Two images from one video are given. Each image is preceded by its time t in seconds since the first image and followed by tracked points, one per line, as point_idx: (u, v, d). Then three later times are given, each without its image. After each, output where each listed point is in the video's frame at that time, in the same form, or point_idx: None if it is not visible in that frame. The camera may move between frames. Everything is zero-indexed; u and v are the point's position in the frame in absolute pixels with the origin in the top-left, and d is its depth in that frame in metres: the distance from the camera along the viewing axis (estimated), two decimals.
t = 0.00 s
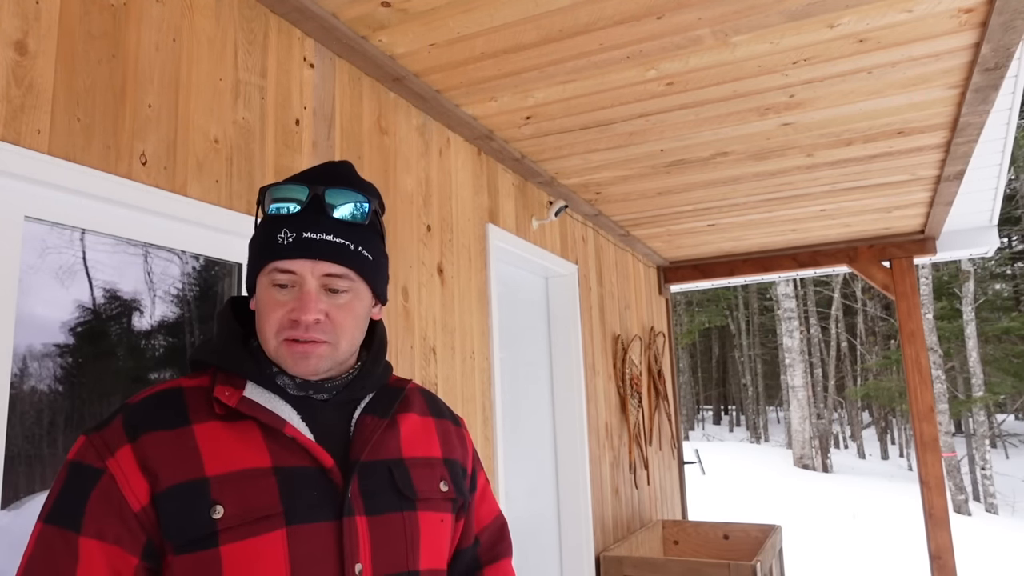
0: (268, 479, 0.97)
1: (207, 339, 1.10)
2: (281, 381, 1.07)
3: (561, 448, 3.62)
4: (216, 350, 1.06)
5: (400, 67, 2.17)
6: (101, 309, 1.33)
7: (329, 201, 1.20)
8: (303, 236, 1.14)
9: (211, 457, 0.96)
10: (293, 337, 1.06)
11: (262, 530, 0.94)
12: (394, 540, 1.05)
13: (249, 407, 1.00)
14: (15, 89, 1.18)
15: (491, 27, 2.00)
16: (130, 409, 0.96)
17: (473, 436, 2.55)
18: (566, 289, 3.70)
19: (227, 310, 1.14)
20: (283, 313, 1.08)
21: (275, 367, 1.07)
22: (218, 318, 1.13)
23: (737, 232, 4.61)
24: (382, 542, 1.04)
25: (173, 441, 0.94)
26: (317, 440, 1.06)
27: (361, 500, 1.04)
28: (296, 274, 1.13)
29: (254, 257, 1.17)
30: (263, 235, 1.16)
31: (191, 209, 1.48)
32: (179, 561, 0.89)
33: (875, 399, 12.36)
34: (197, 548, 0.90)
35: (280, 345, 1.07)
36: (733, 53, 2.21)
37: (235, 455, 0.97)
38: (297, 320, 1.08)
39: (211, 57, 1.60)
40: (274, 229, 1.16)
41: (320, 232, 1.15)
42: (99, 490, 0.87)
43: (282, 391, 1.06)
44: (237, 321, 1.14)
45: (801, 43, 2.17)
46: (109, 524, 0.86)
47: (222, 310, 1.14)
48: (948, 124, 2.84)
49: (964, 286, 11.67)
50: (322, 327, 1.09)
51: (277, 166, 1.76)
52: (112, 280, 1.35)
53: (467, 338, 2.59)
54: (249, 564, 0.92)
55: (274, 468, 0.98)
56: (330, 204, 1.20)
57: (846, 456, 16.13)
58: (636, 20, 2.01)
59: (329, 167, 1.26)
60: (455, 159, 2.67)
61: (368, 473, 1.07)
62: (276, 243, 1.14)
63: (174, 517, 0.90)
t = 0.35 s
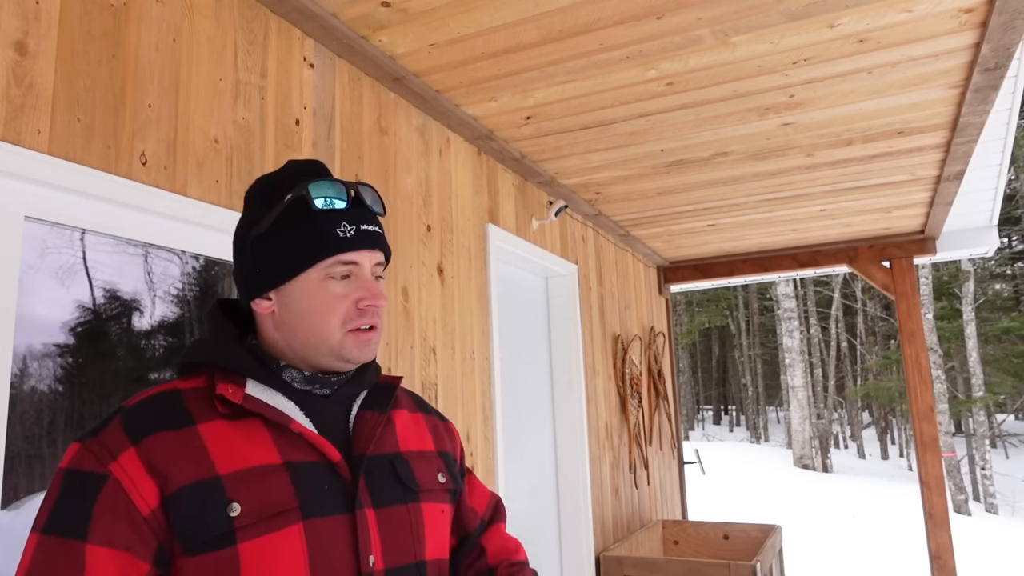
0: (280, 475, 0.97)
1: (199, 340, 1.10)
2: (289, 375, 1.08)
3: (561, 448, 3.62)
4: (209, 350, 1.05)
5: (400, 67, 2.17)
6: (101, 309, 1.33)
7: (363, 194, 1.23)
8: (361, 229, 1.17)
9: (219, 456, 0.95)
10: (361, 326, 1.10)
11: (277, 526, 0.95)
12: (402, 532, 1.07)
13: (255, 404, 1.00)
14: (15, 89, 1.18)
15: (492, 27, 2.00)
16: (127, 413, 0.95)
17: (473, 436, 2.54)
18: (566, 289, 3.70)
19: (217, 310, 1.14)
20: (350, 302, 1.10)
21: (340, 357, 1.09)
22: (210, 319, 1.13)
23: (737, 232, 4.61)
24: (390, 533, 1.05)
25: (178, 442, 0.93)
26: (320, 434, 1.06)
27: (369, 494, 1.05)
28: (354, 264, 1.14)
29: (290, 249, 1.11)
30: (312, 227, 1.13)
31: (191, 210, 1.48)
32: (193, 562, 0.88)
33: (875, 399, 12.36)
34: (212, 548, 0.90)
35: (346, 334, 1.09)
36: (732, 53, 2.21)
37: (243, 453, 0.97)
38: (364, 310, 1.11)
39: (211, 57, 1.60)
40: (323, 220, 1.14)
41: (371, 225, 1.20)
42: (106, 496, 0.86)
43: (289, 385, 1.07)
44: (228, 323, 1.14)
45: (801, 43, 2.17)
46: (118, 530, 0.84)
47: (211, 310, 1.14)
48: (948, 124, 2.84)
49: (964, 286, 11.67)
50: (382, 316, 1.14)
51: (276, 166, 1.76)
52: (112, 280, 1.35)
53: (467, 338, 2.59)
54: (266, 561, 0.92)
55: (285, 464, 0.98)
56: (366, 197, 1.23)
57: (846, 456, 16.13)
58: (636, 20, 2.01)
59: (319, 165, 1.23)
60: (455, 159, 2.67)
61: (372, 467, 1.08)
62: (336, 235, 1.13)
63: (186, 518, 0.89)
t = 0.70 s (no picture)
0: (287, 476, 0.98)
1: (185, 338, 1.08)
2: (286, 374, 1.07)
3: (561, 448, 3.62)
4: (201, 349, 1.03)
5: (400, 67, 2.17)
6: (101, 309, 1.33)
7: (331, 181, 1.25)
8: (315, 211, 1.19)
9: (222, 459, 0.94)
10: (310, 311, 1.09)
11: (287, 528, 0.95)
12: (400, 532, 1.09)
13: (255, 404, 1.00)
14: (15, 89, 1.18)
15: (491, 27, 2.00)
16: (119, 417, 0.93)
17: (473, 436, 2.54)
18: (566, 289, 3.70)
19: (201, 305, 1.12)
20: (299, 287, 1.11)
21: (288, 344, 1.09)
22: (194, 314, 1.11)
23: (737, 233, 4.61)
24: (391, 533, 1.08)
25: (178, 446, 0.92)
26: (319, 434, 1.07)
27: (371, 494, 1.07)
28: (307, 251, 1.17)
29: (248, 236, 1.17)
30: (267, 210, 1.17)
31: (190, 210, 1.48)
32: (200, 569, 0.88)
33: (875, 399, 12.36)
34: (220, 553, 0.89)
35: (294, 319, 1.09)
36: (732, 53, 2.21)
37: (246, 456, 0.96)
38: (313, 294, 1.11)
39: (211, 57, 1.60)
40: (276, 204, 1.17)
41: (330, 208, 1.21)
42: (107, 503, 0.84)
43: (286, 384, 1.06)
44: (212, 318, 1.12)
45: (801, 43, 2.17)
46: (124, 538, 0.83)
47: (196, 305, 1.12)
48: (948, 124, 2.84)
49: (964, 286, 11.67)
50: (336, 303, 1.13)
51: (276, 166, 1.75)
52: (112, 280, 1.35)
53: (467, 338, 2.59)
54: (277, 564, 0.92)
55: (290, 466, 0.99)
56: (333, 183, 1.25)
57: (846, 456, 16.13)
58: (636, 20, 2.01)
59: (314, 160, 1.30)
60: (455, 159, 2.67)
61: (372, 467, 1.10)
62: (285, 217, 1.16)
63: (193, 523, 0.88)
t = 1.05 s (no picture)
0: (297, 482, 0.98)
1: (203, 331, 1.07)
2: (303, 376, 1.07)
3: (561, 448, 3.62)
4: (219, 345, 1.03)
5: (400, 67, 2.17)
6: (101, 309, 1.33)
7: (350, 183, 1.25)
8: (331, 213, 1.19)
9: (235, 460, 0.94)
10: (318, 314, 1.09)
11: (294, 534, 0.95)
12: (406, 540, 1.10)
13: (270, 406, 1.00)
14: (15, 89, 1.18)
15: (492, 27, 2.00)
16: (134, 410, 0.92)
17: (473, 436, 2.55)
18: (566, 289, 3.70)
19: (220, 301, 1.12)
20: (309, 289, 1.12)
21: (296, 346, 1.08)
22: (214, 311, 1.10)
23: (737, 232, 4.61)
24: (397, 542, 1.08)
25: (192, 444, 0.92)
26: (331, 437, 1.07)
27: (378, 502, 1.07)
28: (320, 253, 1.17)
29: (267, 234, 1.19)
30: (284, 210, 1.18)
31: (191, 210, 1.48)
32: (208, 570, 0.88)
33: (875, 399, 12.35)
34: (228, 556, 0.89)
35: (302, 322, 1.09)
36: (732, 53, 2.21)
37: (259, 458, 0.96)
38: (323, 297, 1.11)
39: (211, 57, 1.60)
40: (294, 204, 1.18)
41: (347, 211, 1.22)
42: (120, 499, 0.84)
43: (302, 386, 1.06)
44: (229, 312, 1.12)
45: (801, 43, 2.17)
46: (134, 537, 0.83)
47: (215, 301, 1.12)
48: (948, 124, 2.84)
49: (964, 286, 11.67)
50: (346, 307, 1.12)
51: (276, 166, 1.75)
52: (111, 280, 1.35)
53: (467, 338, 2.59)
54: (284, 570, 0.92)
55: (301, 471, 0.99)
56: (351, 186, 1.25)
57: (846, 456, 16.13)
58: (636, 20, 2.01)
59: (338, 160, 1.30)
60: (455, 159, 2.67)
61: (381, 474, 1.10)
62: (301, 217, 1.17)
63: (204, 524, 0.89)
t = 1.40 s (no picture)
0: (292, 483, 0.97)
1: (208, 331, 1.08)
2: (303, 376, 1.07)
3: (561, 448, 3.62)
4: (221, 345, 1.03)
5: (400, 67, 2.17)
6: (101, 309, 1.33)
7: (358, 182, 1.25)
8: (338, 213, 1.19)
9: (231, 460, 0.94)
10: (325, 313, 1.09)
11: (287, 535, 0.95)
12: (405, 543, 1.09)
13: (269, 406, 1.00)
14: (15, 89, 1.18)
15: (492, 27, 2.00)
16: (135, 409, 0.93)
17: (473, 436, 2.55)
18: (566, 289, 3.70)
19: (227, 300, 1.12)
20: (315, 288, 1.11)
21: (302, 345, 1.08)
22: (220, 310, 1.11)
23: (737, 232, 4.61)
24: (395, 545, 1.07)
25: (188, 443, 0.92)
26: (333, 439, 1.07)
27: (377, 504, 1.06)
28: (327, 253, 1.17)
29: (275, 233, 1.19)
30: (292, 210, 1.19)
31: (192, 210, 1.48)
32: (200, 569, 0.88)
33: (875, 399, 12.35)
34: (221, 556, 0.89)
35: (309, 321, 1.09)
36: (732, 53, 2.21)
37: (255, 458, 0.96)
38: (330, 296, 1.11)
39: (211, 57, 1.60)
40: (303, 204, 1.19)
41: (355, 211, 1.21)
42: (115, 496, 0.84)
43: (303, 386, 1.06)
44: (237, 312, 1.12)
45: (801, 43, 2.17)
46: (127, 534, 0.83)
47: (222, 300, 1.12)
48: (948, 124, 2.84)
49: (964, 286, 11.67)
50: (352, 307, 1.12)
51: (276, 166, 1.75)
52: (111, 280, 1.35)
53: (467, 338, 2.59)
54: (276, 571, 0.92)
55: (298, 472, 0.99)
56: (360, 185, 1.25)
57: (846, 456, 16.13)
58: (636, 20, 2.01)
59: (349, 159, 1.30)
60: (455, 159, 2.67)
61: (382, 476, 1.09)
62: (309, 217, 1.17)
63: (197, 523, 0.89)
